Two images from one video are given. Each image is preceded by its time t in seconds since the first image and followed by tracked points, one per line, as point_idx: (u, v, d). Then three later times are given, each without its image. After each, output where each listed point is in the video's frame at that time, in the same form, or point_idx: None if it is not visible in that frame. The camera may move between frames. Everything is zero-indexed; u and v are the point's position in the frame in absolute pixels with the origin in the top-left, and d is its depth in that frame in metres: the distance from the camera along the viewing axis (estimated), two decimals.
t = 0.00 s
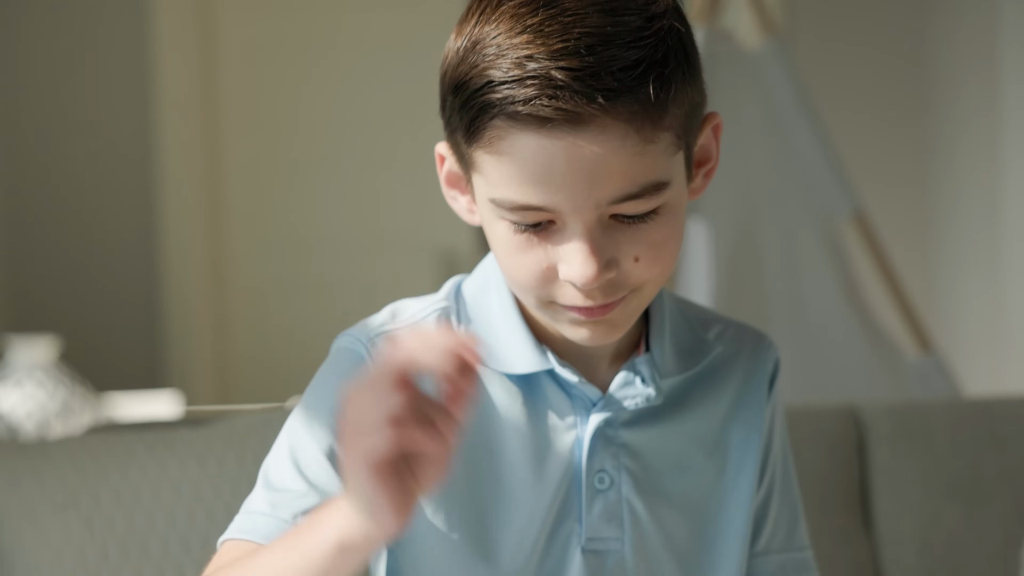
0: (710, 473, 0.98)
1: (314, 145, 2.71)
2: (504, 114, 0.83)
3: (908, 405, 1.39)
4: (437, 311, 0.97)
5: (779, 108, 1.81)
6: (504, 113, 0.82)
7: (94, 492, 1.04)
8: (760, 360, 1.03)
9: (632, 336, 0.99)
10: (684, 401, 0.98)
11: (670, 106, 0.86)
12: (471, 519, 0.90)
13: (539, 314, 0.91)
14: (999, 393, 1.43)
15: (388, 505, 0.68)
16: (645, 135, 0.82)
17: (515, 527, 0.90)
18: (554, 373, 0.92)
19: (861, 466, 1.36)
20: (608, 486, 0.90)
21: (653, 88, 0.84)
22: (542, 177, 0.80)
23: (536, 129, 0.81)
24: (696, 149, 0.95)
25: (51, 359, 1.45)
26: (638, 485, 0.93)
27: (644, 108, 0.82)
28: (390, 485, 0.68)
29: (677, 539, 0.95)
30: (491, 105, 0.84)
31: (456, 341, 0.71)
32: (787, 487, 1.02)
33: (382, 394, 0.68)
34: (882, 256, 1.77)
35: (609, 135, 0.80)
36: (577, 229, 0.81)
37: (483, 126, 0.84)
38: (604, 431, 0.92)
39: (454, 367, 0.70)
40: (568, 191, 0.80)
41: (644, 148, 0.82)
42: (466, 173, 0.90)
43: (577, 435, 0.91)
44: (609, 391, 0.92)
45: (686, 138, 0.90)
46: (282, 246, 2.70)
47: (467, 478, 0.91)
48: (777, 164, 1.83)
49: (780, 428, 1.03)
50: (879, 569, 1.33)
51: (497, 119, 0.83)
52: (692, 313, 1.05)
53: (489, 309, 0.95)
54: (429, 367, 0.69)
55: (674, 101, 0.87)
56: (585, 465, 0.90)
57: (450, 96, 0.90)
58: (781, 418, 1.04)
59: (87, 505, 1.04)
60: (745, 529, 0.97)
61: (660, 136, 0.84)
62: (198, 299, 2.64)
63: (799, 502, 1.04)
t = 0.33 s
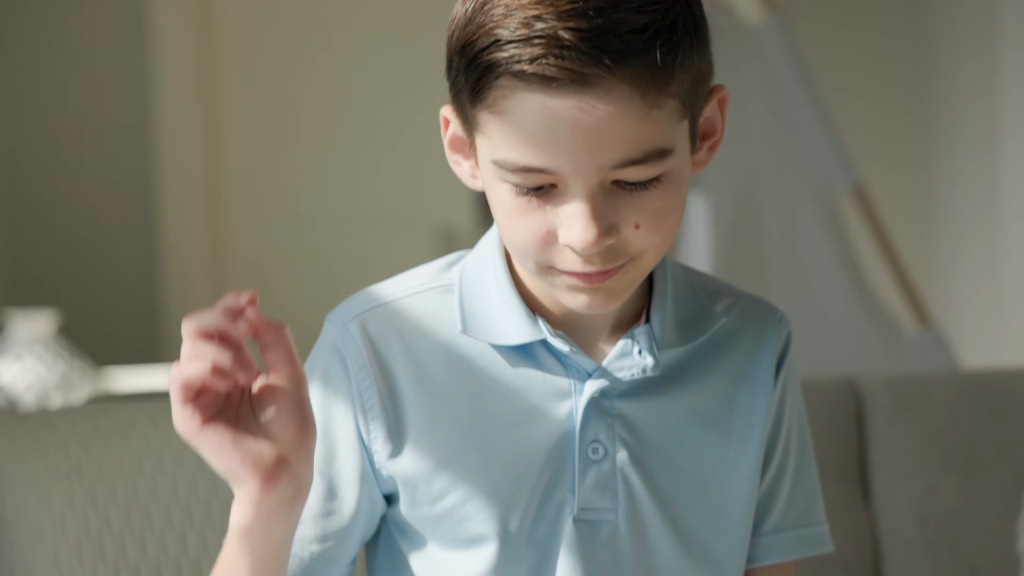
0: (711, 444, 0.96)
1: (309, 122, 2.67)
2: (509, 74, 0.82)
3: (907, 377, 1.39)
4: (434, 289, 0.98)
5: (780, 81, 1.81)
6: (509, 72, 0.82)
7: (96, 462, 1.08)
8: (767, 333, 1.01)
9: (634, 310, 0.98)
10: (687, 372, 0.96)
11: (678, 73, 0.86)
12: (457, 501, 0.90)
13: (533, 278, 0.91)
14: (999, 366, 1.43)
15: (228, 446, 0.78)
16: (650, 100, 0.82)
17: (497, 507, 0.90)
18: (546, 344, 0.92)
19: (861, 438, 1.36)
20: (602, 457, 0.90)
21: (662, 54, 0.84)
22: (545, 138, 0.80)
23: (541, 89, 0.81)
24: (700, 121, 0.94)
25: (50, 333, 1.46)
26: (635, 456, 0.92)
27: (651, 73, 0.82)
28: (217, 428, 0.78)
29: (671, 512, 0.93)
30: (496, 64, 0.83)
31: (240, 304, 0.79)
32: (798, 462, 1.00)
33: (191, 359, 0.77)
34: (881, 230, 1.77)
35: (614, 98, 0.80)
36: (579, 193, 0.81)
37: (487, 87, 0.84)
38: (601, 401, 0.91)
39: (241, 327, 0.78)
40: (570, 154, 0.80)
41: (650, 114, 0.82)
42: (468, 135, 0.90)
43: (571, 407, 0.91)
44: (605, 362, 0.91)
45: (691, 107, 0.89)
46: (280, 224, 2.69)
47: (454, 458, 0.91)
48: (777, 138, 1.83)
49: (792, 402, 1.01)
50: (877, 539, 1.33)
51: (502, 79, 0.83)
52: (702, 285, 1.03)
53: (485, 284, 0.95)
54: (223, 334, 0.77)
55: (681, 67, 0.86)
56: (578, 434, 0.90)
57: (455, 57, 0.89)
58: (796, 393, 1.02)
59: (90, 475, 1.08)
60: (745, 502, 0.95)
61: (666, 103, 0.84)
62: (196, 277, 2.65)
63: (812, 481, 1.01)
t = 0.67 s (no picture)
0: (704, 401, 0.94)
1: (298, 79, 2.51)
2: (518, 21, 0.82)
3: (907, 338, 1.39)
4: (424, 255, 0.98)
5: (780, 44, 1.81)
6: (518, 19, 0.82)
7: (100, 421, 1.10)
8: (764, 290, 0.99)
9: (625, 267, 0.98)
10: (679, 330, 0.95)
11: (684, 35, 0.85)
12: (440, 470, 0.92)
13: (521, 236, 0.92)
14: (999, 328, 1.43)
15: None
16: (655, 59, 0.82)
17: (476, 474, 0.91)
18: (532, 309, 0.91)
19: (861, 399, 1.37)
20: (591, 417, 0.89)
21: (670, 15, 0.83)
22: (547, 88, 0.80)
23: (548, 38, 0.80)
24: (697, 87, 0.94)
25: (51, 297, 1.44)
26: (626, 415, 0.90)
27: (660, 32, 0.82)
28: None
29: (666, 469, 0.91)
30: (505, 11, 0.83)
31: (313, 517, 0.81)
32: (799, 419, 0.97)
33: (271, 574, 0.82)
34: (880, 192, 1.77)
35: (620, 52, 0.80)
36: (575, 146, 0.81)
37: (493, 34, 0.84)
38: (589, 362, 0.90)
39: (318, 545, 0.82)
40: (570, 106, 0.80)
41: (654, 73, 0.82)
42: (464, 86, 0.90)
43: (559, 367, 0.90)
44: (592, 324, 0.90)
45: (692, 72, 0.89)
46: (282, 187, 2.52)
47: (436, 426, 0.91)
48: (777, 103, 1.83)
49: (791, 359, 0.98)
50: (875, 498, 1.34)
51: (510, 27, 0.82)
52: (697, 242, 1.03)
53: (471, 252, 0.95)
54: (301, 554, 0.82)
55: (688, 30, 0.86)
56: (565, 394, 0.89)
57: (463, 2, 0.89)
58: (796, 350, 0.99)
59: (95, 434, 1.09)
60: (740, 458, 0.93)
61: (670, 64, 0.83)
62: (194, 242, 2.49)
63: (816, 439, 0.98)
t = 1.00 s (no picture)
0: (707, 344, 0.93)
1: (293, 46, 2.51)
2: None
3: (907, 289, 1.39)
4: (423, 209, 0.96)
5: None
6: None
7: (106, 370, 1.11)
8: (762, 233, 0.98)
9: (624, 212, 0.97)
10: (679, 273, 0.95)
11: None
12: (448, 424, 0.89)
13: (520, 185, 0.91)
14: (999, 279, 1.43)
15: None
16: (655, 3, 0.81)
17: (484, 426, 0.89)
18: (530, 257, 0.90)
19: (861, 350, 1.37)
20: (595, 361, 0.88)
21: None
22: (547, 33, 0.79)
23: None
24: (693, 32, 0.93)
25: (49, 254, 1.44)
26: (629, 359, 0.90)
27: None
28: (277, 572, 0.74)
29: (670, 414, 0.91)
30: None
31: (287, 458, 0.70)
32: (799, 362, 0.97)
33: (248, 526, 0.71)
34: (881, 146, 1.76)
35: None
36: (576, 93, 0.80)
37: None
38: (591, 307, 0.89)
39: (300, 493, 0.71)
40: (570, 52, 0.79)
41: (654, 17, 0.81)
42: (460, 35, 0.89)
43: (562, 313, 0.89)
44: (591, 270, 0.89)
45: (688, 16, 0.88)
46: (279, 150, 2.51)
47: (443, 378, 0.89)
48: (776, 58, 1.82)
49: (790, 300, 0.98)
50: (876, 449, 1.34)
51: None
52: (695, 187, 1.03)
53: (470, 204, 0.94)
54: (283, 501, 0.70)
55: None
56: (568, 338, 0.88)
57: None
58: (796, 293, 0.99)
59: (100, 382, 1.10)
60: (744, 402, 0.92)
61: (669, 8, 0.83)
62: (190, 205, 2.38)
63: (818, 381, 0.98)
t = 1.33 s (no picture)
0: (706, 285, 0.93)
1: None
2: None
3: (906, 235, 1.39)
4: (424, 149, 0.95)
5: None
6: None
7: (107, 315, 1.12)
8: (762, 175, 0.98)
9: (625, 153, 0.96)
10: (680, 215, 0.95)
11: None
12: (451, 364, 0.89)
13: (519, 126, 0.91)
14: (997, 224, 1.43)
15: (284, 490, 0.74)
16: None
17: (487, 367, 0.88)
18: (535, 197, 0.89)
19: (860, 295, 1.37)
20: (599, 301, 0.87)
21: None
22: None
23: None
24: None
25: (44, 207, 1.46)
26: (631, 299, 0.89)
27: None
28: (276, 476, 0.73)
29: (670, 355, 0.91)
30: None
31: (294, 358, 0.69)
32: (799, 304, 0.97)
33: (250, 423, 0.69)
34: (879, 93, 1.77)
35: None
36: (571, 35, 0.79)
37: None
38: (595, 247, 0.89)
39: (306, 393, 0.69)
40: None
41: None
42: None
43: (564, 253, 0.89)
44: (595, 210, 0.89)
45: None
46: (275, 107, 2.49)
47: (447, 317, 0.88)
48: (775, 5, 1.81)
49: (789, 242, 0.98)
50: (873, 393, 1.35)
51: None
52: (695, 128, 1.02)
53: (472, 147, 0.93)
54: (287, 401, 0.69)
55: None
56: (570, 278, 0.87)
57: None
58: (796, 236, 0.99)
59: (102, 327, 1.11)
60: (744, 342, 0.92)
61: None
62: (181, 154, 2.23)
63: (818, 323, 0.98)
